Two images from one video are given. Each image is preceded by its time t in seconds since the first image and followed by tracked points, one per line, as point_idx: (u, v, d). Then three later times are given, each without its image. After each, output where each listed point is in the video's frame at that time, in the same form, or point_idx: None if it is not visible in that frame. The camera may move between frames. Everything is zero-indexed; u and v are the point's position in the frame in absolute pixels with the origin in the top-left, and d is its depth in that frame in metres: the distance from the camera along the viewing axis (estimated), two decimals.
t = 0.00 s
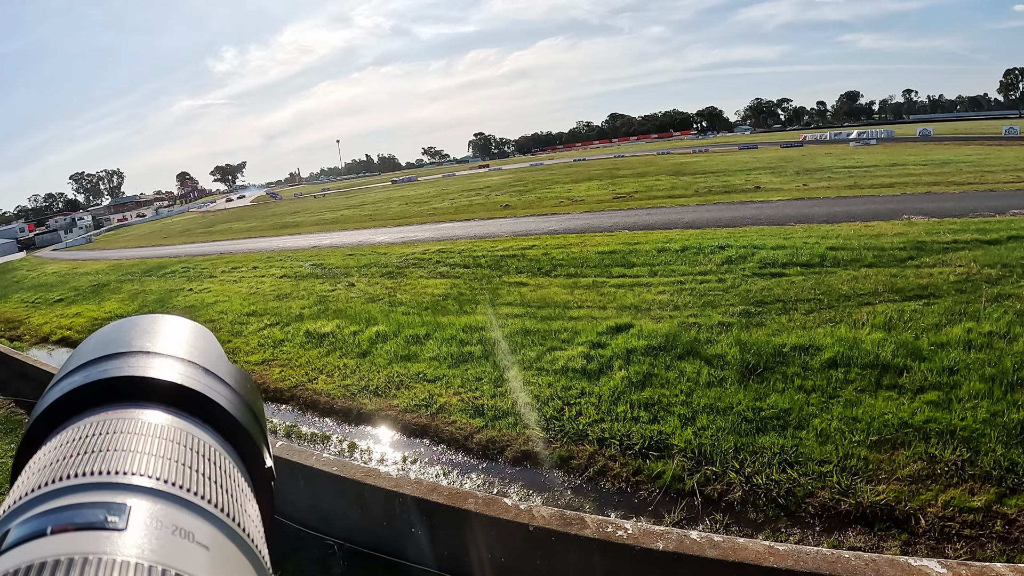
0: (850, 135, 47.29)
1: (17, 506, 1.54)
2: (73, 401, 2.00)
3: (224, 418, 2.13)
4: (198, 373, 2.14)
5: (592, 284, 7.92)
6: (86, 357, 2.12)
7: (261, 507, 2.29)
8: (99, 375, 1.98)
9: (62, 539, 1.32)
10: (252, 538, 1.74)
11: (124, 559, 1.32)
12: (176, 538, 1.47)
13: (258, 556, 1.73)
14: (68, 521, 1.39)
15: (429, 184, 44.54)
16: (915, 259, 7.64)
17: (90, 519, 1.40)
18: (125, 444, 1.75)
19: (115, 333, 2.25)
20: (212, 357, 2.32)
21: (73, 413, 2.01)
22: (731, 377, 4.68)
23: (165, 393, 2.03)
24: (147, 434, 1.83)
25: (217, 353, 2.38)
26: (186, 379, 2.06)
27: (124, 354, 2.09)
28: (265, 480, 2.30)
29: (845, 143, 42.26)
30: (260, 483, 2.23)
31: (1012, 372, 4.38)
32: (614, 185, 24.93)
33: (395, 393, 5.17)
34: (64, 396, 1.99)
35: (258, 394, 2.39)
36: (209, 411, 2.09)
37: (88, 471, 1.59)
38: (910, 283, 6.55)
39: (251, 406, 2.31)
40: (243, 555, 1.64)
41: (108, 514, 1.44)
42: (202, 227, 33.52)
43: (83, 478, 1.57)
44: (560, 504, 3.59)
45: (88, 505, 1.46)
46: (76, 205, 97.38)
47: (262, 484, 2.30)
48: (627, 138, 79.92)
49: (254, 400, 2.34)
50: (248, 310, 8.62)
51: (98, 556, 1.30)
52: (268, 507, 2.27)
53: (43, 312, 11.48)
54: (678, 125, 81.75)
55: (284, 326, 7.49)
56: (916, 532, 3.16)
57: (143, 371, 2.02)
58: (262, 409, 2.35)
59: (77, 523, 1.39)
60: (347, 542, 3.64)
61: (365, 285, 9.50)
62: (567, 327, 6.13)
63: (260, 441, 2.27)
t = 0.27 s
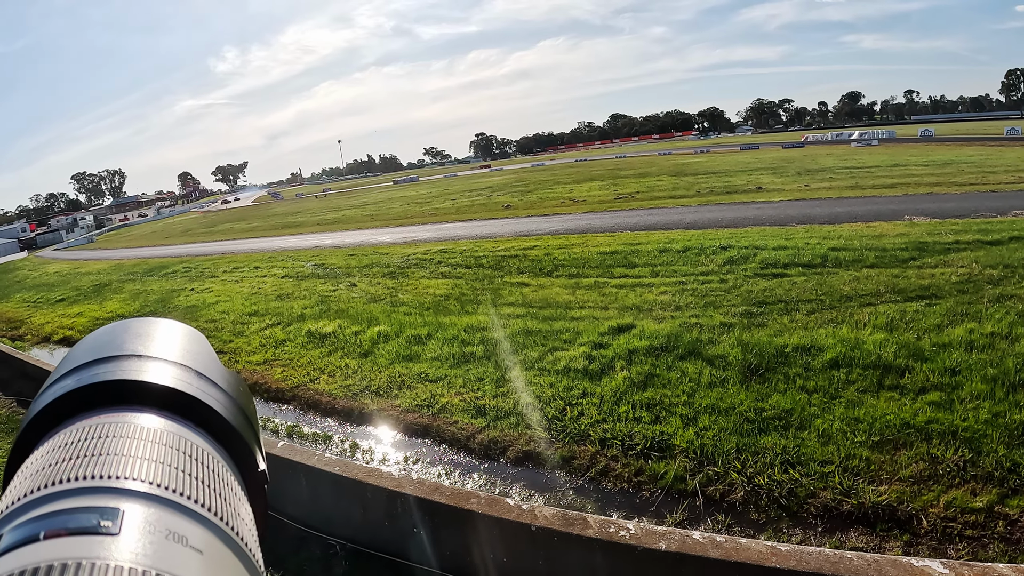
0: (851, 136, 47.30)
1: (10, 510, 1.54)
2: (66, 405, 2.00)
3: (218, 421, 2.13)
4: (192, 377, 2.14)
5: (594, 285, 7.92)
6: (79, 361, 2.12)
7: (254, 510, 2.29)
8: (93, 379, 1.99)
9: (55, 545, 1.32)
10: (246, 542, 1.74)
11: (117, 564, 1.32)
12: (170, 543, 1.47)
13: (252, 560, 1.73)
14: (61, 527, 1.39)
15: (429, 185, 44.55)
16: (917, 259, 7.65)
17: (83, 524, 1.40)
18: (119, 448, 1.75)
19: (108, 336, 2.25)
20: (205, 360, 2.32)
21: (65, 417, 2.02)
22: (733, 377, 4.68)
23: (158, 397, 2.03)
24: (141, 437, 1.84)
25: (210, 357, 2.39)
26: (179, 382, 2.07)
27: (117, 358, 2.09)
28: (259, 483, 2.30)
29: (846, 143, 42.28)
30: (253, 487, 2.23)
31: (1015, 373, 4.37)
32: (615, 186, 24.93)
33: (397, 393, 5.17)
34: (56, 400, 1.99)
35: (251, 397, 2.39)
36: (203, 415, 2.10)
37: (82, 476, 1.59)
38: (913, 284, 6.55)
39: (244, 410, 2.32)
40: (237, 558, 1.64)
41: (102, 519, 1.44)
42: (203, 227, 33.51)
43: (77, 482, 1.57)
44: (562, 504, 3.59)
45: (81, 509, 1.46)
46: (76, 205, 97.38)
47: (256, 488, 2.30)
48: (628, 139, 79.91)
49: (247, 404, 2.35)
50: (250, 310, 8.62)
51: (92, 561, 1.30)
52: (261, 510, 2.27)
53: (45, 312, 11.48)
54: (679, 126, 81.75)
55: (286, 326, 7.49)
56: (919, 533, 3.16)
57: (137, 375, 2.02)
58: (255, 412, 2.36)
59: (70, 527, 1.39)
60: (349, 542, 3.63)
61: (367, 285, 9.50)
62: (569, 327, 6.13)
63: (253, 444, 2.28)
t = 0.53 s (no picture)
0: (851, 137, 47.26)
1: (8, 514, 1.53)
2: (63, 409, 2.00)
3: (215, 425, 2.13)
4: (190, 381, 2.14)
5: (595, 285, 7.91)
6: (76, 365, 2.12)
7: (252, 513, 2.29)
8: (90, 383, 1.98)
9: (53, 549, 1.32)
10: (243, 545, 1.74)
11: (115, 568, 1.32)
12: (167, 547, 1.47)
13: (250, 564, 1.73)
14: (59, 530, 1.39)
15: (430, 185, 44.56)
16: (918, 260, 7.65)
17: (81, 528, 1.40)
18: (117, 452, 1.75)
19: (105, 340, 2.25)
20: (202, 364, 2.32)
21: (62, 421, 2.01)
22: (734, 378, 4.68)
23: (157, 401, 2.03)
24: (138, 441, 1.83)
25: (208, 360, 2.39)
26: (177, 386, 2.07)
27: (114, 362, 2.09)
28: (257, 486, 2.30)
29: (846, 144, 42.28)
30: (251, 490, 2.23)
31: (1016, 374, 4.37)
32: (616, 186, 24.94)
33: (398, 393, 5.16)
34: (53, 404, 1.98)
35: (249, 400, 2.39)
36: (201, 419, 2.09)
37: (80, 480, 1.59)
38: (914, 285, 6.54)
39: (242, 414, 2.32)
40: (235, 562, 1.63)
41: (99, 523, 1.43)
42: (203, 227, 33.51)
43: (74, 486, 1.57)
44: (563, 505, 3.58)
45: (79, 513, 1.46)
46: (77, 204, 97.40)
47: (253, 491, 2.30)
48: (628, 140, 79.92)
49: (244, 407, 2.35)
50: (251, 310, 8.62)
51: (89, 565, 1.30)
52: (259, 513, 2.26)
53: (45, 311, 11.47)
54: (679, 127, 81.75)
55: (287, 326, 7.48)
56: (920, 534, 3.16)
57: (134, 379, 2.02)
58: (253, 416, 2.36)
59: (68, 531, 1.38)
60: (350, 542, 3.63)
61: (368, 285, 9.50)
62: (571, 328, 6.13)
63: (251, 448, 2.27)
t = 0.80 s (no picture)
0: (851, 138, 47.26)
1: (7, 512, 1.53)
2: (60, 407, 2.00)
3: (214, 423, 2.13)
4: (188, 379, 2.14)
5: (596, 285, 7.91)
6: (74, 362, 2.12)
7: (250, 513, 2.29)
8: (88, 381, 1.98)
9: (52, 547, 1.32)
10: (242, 543, 1.74)
11: (115, 566, 1.32)
12: (167, 545, 1.46)
13: (248, 561, 1.73)
14: (58, 529, 1.39)
15: (430, 185, 44.56)
16: (918, 261, 7.65)
17: (80, 526, 1.40)
18: (115, 450, 1.75)
19: (103, 338, 2.25)
20: (200, 362, 2.32)
21: (59, 419, 2.01)
22: (735, 378, 4.68)
23: (155, 400, 2.03)
24: (136, 439, 1.83)
25: (206, 358, 2.39)
26: (175, 384, 2.07)
27: (112, 360, 2.09)
28: (255, 485, 2.30)
29: (847, 145, 42.29)
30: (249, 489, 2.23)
31: (1017, 376, 4.37)
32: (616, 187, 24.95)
33: (399, 393, 5.16)
34: (50, 402, 1.98)
35: (247, 399, 2.39)
36: (199, 417, 2.09)
37: (79, 477, 1.59)
38: (915, 286, 6.54)
39: (240, 412, 2.31)
40: (234, 560, 1.63)
41: (98, 521, 1.43)
42: (204, 227, 33.51)
43: (72, 484, 1.57)
44: (564, 505, 3.58)
45: (78, 512, 1.45)
46: (77, 204, 97.40)
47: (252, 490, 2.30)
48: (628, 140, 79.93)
49: (243, 406, 2.34)
50: (252, 310, 8.61)
51: (87, 563, 1.29)
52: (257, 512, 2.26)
53: (46, 311, 11.47)
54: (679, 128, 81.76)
55: (288, 326, 7.48)
56: (920, 535, 3.17)
57: (132, 377, 2.02)
58: (251, 414, 2.35)
59: (67, 530, 1.38)
60: (351, 542, 3.63)
61: (369, 285, 9.50)
62: (572, 328, 6.13)
63: (249, 446, 2.27)
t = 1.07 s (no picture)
0: (852, 138, 47.22)
1: (12, 529, 1.53)
2: (63, 420, 1.99)
3: (216, 436, 2.13)
4: (190, 392, 2.14)
5: (597, 286, 7.92)
6: (76, 376, 2.11)
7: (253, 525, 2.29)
8: (89, 396, 1.98)
9: (60, 563, 1.33)
10: (246, 557, 1.74)
11: None
12: (172, 561, 1.47)
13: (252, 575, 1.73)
14: (65, 545, 1.39)
15: (431, 185, 44.58)
16: (919, 262, 7.65)
17: (87, 542, 1.40)
18: (118, 465, 1.75)
19: (105, 350, 2.24)
20: (202, 374, 2.31)
21: (62, 433, 2.01)
22: (735, 379, 4.68)
23: (157, 413, 2.03)
24: (139, 454, 1.83)
25: (208, 370, 2.38)
26: (177, 397, 2.06)
27: (114, 373, 2.09)
28: (258, 497, 2.30)
29: (847, 145, 42.27)
30: (252, 501, 2.23)
31: (1017, 377, 4.37)
32: (616, 187, 24.91)
33: (400, 393, 5.17)
34: (53, 416, 1.98)
35: (250, 410, 2.39)
36: (201, 430, 2.09)
37: (83, 494, 1.59)
38: (915, 287, 6.54)
39: (242, 424, 2.31)
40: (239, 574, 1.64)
41: (105, 537, 1.44)
42: (204, 226, 33.54)
43: (77, 500, 1.57)
44: (564, 505, 3.58)
45: (84, 527, 1.46)
46: (77, 203, 97.38)
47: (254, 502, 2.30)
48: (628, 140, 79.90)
49: (245, 417, 2.34)
50: (252, 310, 8.62)
51: None
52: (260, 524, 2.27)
53: (47, 311, 11.48)
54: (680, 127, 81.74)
55: (288, 326, 7.49)
56: (920, 536, 3.17)
57: (135, 391, 2.01)
58: (254, 426, 2.35)
59: (74, 546, 1.39)
60: (351, 542, 3.63)
61: (370, 285, 9.51)
62: (572, 329, 6.13)
63: (252, 458, 2.27)
